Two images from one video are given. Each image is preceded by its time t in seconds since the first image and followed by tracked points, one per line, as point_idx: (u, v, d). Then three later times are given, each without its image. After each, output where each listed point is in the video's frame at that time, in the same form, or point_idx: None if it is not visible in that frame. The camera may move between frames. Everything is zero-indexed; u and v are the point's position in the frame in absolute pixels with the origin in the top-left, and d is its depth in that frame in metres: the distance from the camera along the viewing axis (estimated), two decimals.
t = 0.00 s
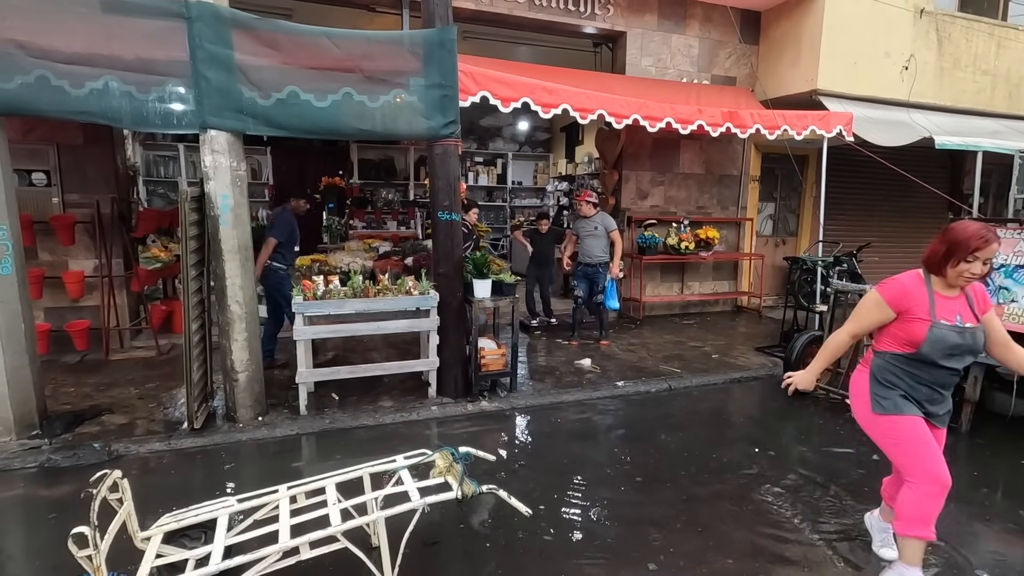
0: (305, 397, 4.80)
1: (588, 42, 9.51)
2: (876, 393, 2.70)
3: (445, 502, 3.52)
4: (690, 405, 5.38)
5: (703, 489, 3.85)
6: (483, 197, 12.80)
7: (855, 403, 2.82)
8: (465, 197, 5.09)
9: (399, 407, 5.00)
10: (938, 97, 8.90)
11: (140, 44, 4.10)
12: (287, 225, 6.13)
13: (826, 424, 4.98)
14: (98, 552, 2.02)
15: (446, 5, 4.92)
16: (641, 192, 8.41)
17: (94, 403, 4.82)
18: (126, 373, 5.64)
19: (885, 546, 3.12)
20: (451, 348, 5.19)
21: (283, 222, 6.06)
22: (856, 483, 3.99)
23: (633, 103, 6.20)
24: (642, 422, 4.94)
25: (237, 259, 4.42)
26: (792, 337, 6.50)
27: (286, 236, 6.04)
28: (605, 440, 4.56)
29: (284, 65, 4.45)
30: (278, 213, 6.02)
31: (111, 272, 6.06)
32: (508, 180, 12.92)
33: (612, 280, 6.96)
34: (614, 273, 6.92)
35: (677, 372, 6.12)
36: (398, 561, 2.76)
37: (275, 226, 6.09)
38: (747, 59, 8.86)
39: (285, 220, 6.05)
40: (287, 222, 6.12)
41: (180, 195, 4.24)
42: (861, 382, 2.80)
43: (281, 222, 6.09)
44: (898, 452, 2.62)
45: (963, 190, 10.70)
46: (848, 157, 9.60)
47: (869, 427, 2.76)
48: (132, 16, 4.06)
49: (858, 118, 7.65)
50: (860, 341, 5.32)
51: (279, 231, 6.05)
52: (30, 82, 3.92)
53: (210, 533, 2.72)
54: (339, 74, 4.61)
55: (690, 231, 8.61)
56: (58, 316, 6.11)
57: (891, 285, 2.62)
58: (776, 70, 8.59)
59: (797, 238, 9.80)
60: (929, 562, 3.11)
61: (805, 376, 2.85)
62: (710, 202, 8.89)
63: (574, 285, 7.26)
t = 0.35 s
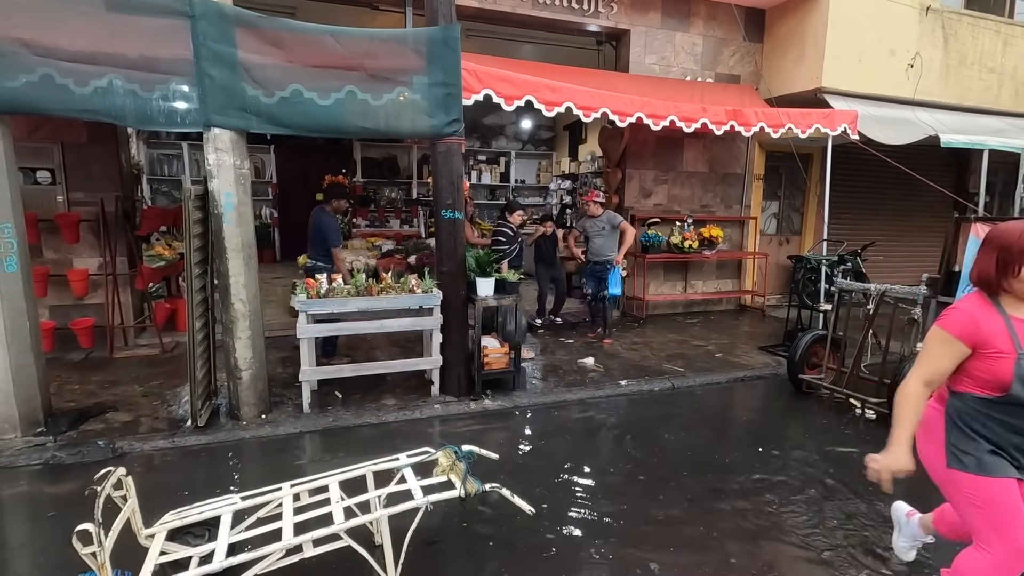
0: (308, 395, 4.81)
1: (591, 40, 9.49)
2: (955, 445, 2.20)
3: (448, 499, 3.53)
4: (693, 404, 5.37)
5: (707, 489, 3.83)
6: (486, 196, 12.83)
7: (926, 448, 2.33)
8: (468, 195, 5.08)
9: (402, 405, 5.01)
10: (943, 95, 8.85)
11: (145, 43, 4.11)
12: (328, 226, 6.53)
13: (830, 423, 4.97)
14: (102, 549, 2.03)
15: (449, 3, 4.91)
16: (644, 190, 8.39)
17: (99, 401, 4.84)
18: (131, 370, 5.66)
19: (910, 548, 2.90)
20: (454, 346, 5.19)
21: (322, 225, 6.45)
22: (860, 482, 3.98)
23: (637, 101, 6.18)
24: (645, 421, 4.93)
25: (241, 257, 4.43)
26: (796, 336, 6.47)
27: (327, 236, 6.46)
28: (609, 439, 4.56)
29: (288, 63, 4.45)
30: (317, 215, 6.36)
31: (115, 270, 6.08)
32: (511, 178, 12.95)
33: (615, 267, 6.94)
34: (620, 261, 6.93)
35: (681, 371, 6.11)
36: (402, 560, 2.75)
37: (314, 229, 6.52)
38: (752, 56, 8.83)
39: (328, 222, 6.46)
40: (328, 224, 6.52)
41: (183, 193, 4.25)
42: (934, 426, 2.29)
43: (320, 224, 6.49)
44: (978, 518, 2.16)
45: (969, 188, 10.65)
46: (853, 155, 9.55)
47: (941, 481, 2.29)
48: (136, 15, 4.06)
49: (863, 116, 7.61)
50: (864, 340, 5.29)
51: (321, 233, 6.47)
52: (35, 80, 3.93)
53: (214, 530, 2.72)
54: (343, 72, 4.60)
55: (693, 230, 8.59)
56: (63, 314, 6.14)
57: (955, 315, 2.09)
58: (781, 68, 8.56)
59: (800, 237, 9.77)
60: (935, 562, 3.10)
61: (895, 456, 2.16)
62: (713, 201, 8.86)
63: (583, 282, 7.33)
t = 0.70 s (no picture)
0: (312, 394, 4.81)
1: (595, 39, 9.46)
2: (1012, 475, 1.78)
3: (452, 498, 3.53)
4: (697, 403, 5.36)
5: (711, 489, 3.82)
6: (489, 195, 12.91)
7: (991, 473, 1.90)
8: (471, 194, 5.07)
9: (405, 404, 5.01)
10: (949, 94, 8.80)
11: (149, 41, 4.11)
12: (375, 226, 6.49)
13: (834, 423, 4.95)
14: (106, 547, 2.03)
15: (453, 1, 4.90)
16: (648, 189, 8.37)
17: (103, 398, 4.85)
18: (134, 368, 5.67)
19: None
20: (457, 345, 5.18)
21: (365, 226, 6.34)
22: (865, 482, 3.97)
23: (641, 100, 6.16)
24: (649, 420, 4.92)
25: (244, 256, 4.43)
26: (800, 335, 6.44)
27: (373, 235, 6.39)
28: (612, 438, 4.55)
29: (291, 61, 4.45)
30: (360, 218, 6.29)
31: (119, 268, 6.10)
32: (514, 177, 12.98)
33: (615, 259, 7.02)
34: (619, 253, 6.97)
35: (684, 370, 6.09)
36: (405, 558, 2.75)
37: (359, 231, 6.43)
38: (756, 55, 8.80)
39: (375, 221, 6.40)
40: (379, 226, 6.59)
41: (187, 192, 4.25)
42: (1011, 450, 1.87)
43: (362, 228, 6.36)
44: (1020, 558, 1.77)
45: (974, 187, 10.59)
46: (857, 154, 9.51)
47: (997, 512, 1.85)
48: (139, 13, 4.06)
49: (869, 115, 7.57)
50: (869, 340, 5.26)
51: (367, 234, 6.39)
52: (40, 78, 3.94)
53: (218, 528, 2.73)
54: (346, 70, 4.60)
55: (697, 229, 8.56)
56: (68, 312, 6.16)
57: None
58: (785, 66, 8.52)
59: (805, 236, 9.73)
60: (940, 563, 3.09)
61: None
62: (717, 200, 8.83)
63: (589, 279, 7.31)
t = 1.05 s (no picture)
0: (313, 393, 4.80)
1: (597, 38, 9.45)
2: None
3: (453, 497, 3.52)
4: (699, 403, 5.34)
5: (714, 488, 3.81)
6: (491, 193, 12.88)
7: None
8: (474, 192, 5.06)
9: (407, 402, 5.00)
10: (953, 92, 8.75)
11: (151, 39, 4.11)
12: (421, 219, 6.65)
13: (838, 423, 4.92)
14: (107, 545, 2.02)
15: None
16: (650, 188, 8.34)
17: (106, 397, 4.85)
18: (136, 367, 5.66)
19: None
20: (459, 344, 5.17)
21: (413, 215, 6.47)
22: (869, 482, 3.95)
23: (643, 98, 6.14)
24: (651, 420, 4.91)
25: (246, 254, 4.42)
26: (803, 335, 6.41)
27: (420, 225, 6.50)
28: (614, 438, 4.54)
29: (293, 59, 4.44)
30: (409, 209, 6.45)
31: (121, 267, 6.10)
32: (516, 177, 13.01)
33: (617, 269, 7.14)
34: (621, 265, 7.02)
35: (687, 369, 6.07)
36: (406, 557, 2.75)
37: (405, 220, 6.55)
38: (759, 53, 8.77)
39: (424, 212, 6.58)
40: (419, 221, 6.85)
41: (189, 190, 4.25)
42: None
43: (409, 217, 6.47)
44: None
45: (979, 186, 10.54)
46: (861, 153, 9.47)
47: None
48: (141, 11, 4.06)
49: (873, 113, 7.53)
50: (873, 339, 5.23)
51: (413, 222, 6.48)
52: (42, 76, 3.94)
53: (219, 526, 2.72)
54: (348, 68, 4.59)
55: (700, 228, 8.53)
56: (70, 310, 6.16)
57: None
58: (789, 65, 8.48)
59: (808, 235, 9.70)
60: (945, 564, 3.07)
61: None
62: (720, 199, 8.81)
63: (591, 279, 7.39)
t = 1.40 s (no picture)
0: (317, 392, 4.81)
1: (600, 37, 9.45)
2: None
3: (457, 497, 3.52)
4: (702, 403, 5.34)
5: (717, 488, 3.81)
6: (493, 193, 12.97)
7: None
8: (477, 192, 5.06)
9: (410, 402, 5.01)
10: (957, 92, 8.72)
11: (155, 40, 4.12)
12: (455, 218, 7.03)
13: (841, 423, 4.91)
14: (113, 544, 2.04)
15: None
16: (653, 187, 8.34)
17: (110, 396, 4.86)
18: (141, 366, 5.68)
19: None
20: (462, 344, 5.17)
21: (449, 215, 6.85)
22: (872, 482, 3.94)
23: (646, 98, 6.14)
24: (655, 420, 4.91)
25: (250, 254, 4.42)
26: (807, 335, 6.40)
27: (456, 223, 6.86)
28: (617, 438, 4.53)
29: (297, 60, 4.45)
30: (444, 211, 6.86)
31: (126, 266, 6.12)
32: (519, 176, 13.07)
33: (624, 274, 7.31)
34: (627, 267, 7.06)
35: (690, 369, 6.06)
36: (410, 556, 2.77)
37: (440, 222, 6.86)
38: (763, 53, 8.75)
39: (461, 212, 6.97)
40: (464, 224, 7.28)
41: (193, 190, 4.26)
42: None
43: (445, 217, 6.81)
44: None
45: (983, 186, 10.51)
46: (865, 152, 9.45)
47: None
48: (145, 12, 4.07)
49: (877, 113, 7.51)
50: (877, 339, 5.21)
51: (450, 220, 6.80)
52: (47, 77, 3.95)
53: (224, 526, 2.74)
54: (351, 69, 4.59)
55: (703, 228, 8.53)
56: (75, 310, 6.18)
57: None
58: (793, 64, 8.46)
59: (811, 235, 9.68)
60: (949, 564, 3.07)
61: None
62: (723, 199, 8.79)
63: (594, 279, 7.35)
